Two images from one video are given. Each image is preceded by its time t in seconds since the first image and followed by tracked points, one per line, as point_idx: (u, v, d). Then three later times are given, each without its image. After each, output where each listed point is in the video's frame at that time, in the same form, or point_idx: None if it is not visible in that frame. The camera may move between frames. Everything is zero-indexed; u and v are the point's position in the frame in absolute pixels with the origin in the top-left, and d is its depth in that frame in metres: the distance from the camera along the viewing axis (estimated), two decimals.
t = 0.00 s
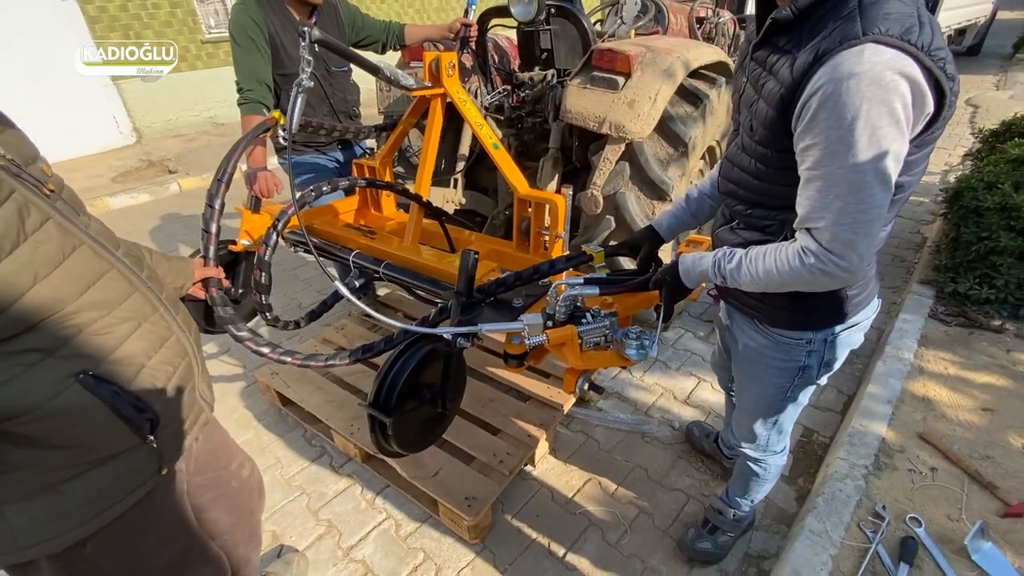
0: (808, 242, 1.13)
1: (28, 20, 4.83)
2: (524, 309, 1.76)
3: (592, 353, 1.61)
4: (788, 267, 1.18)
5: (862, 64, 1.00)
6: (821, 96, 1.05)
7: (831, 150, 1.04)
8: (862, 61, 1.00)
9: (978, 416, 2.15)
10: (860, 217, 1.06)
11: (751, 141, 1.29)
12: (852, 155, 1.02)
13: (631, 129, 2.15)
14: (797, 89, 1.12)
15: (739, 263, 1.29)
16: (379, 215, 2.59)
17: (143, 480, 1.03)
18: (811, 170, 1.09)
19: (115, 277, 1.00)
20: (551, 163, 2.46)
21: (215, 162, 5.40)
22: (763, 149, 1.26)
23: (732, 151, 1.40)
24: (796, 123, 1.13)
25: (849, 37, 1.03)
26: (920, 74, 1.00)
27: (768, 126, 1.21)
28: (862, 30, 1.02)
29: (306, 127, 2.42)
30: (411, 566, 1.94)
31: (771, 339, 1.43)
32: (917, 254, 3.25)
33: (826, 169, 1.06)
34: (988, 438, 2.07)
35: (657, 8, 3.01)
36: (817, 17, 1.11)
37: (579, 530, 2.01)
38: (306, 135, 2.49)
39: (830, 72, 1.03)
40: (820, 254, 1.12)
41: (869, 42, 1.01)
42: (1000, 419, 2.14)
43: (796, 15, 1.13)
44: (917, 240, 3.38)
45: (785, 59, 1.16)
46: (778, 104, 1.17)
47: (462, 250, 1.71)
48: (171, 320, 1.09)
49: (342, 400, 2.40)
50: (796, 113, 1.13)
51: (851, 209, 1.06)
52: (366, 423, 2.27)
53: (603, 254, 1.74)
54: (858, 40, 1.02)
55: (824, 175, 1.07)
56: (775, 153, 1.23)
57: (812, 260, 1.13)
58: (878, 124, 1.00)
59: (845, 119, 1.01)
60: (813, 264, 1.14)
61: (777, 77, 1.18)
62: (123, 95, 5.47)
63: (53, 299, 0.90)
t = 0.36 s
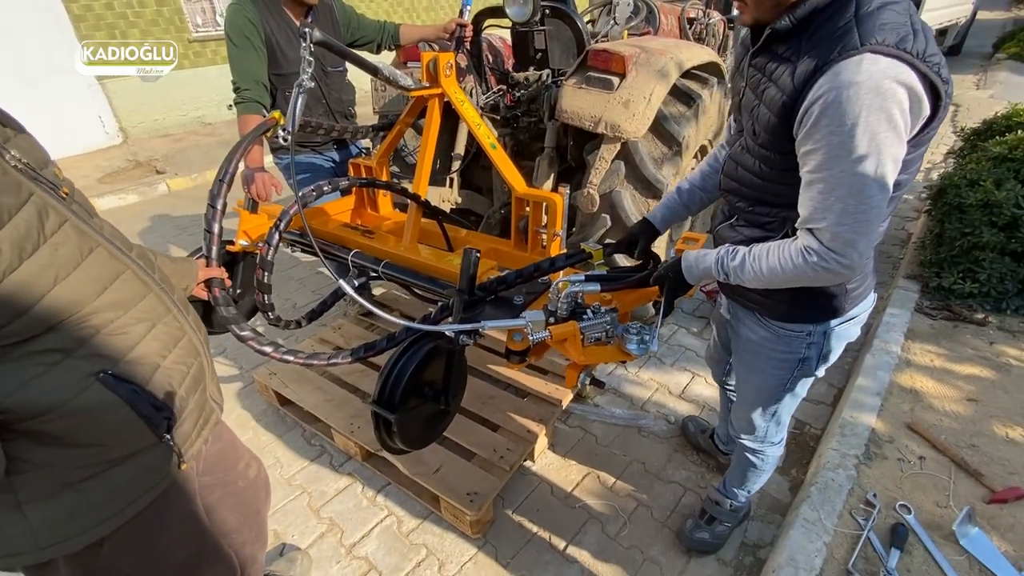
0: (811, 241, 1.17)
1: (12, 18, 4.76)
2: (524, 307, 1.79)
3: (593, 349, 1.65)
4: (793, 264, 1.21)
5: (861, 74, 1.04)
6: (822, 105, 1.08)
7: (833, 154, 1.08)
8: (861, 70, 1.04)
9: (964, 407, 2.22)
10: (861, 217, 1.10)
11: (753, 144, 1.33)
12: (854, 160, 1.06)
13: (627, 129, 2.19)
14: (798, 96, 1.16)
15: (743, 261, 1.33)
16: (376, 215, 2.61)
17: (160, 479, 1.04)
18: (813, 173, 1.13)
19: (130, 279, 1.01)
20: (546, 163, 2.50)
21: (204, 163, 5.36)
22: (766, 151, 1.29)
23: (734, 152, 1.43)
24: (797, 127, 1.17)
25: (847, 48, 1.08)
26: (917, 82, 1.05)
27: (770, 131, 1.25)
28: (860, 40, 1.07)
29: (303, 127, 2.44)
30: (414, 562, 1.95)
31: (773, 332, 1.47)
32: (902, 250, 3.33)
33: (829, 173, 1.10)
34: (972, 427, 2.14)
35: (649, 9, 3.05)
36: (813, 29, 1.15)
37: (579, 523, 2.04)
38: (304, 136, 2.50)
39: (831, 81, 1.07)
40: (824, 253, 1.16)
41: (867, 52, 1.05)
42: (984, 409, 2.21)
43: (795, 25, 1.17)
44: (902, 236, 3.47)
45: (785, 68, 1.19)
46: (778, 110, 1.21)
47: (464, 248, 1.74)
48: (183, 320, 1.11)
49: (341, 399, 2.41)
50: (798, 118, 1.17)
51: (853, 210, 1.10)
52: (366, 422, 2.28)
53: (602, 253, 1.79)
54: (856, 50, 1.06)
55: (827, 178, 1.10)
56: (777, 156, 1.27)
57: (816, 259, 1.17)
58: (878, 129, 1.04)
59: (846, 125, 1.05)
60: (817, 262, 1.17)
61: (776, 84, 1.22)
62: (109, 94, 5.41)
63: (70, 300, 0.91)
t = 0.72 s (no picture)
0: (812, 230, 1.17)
1: None
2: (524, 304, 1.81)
3: (594, 345, 1.66)
4: (800, 254, 1.21)
5: (839, 68, 1.08)
6: (807, 101, 1.12)
7: (823, 146, 1.10)
8: (837, 65, 1.08)
9: (954, 399, 2.26)
10: (861, 199, 1.11)
11: (744, 155, 1.35)
12: (846, 146, 1.08)
13: (623, 127, 2.21)
14: (783, 102, 1.19)
15: (744, 256, 1.33)
16: (373, 214, 2.62)
17: (172, 477, 1.04)
18: (808, 167, 1.15)
19: (140, 277, 1.02)
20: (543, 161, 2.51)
21: (193, 161, 5.32)
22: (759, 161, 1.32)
23: (726, 165, 1.45)
24: (789, 128, 1.19)
25: (819, 48, 1.12)
26: (894, 67, 1.08)
27: (760, 138, 1.28)
28: (830, 39, 1.11)
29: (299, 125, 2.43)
30: (415, 559, 1.96)
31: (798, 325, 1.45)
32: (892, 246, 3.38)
33: (824, 162, 1.11)
34: (961, 418, 2.18)
35: (641, 8, 3.07)
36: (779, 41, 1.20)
37: (578, 518, 2.06)
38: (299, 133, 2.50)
39: (811, 80, 1.11)
40: (828, 240, 1.16)
41: (840, 48, 1.09)
42: (973, 401, 2.25)
43: (761, 41, 1.20)
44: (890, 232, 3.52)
45: (762, 80, 1.23)
46: (768, 119, 1.24)
47: (464, 246, 1.74)
48: (191, 318, 1.12)
49: (339, 398, 2.41)
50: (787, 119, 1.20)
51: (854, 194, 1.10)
52: (365, 420, 2.29)
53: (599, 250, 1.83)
54: (829, 48, 1.10)
55: (823, 167, 1.12)
56: (772, 162, 1.29)
57: (821, 246, 1.17)
58: (866, 114, 1.06)
59: (834, 114, 1.08)
60: (821, 250, 1.17)
61: (759, 96, 1.25)
62: (96, 92, 5.34)
63: (84, 298, 0.92)
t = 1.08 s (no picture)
0: (810, 204, 1.15)
1: None
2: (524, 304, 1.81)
3: (594, 345, 1.67)
4: (800, 235, 1.18)
5: (785, 60, 1.11)
6: (765, 98, 1.13)
7: (795, 132, 1.11)
8: (782, 59, 1.11)
9: (947, 395, 2.29)
10: (845, 168, 1.11)
11: (718, 168, 1.33)
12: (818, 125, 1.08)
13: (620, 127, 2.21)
14: (746, 108, 1.19)
15: (745, 247, 1.28)
16: (369, 213, 2.62)
17: (178, 481, 1.03)
18: (784, 157, 1.15)
19: (145, 280, 1.01)
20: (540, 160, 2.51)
21: (184, 160, 5.27)
22: (738, 170, 1.29)
23: (704, 186, 1.41)
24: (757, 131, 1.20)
25: (759, 53, 1.15)
26: (830, 51, 1.13)
27: (733, 150, 1.26)
28: (765, 43, 1.15)
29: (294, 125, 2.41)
30: (416, 559, 1.96)
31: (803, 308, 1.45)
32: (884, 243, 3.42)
33: (800, 145, 1.11)
34: (954, 414, 2.21)
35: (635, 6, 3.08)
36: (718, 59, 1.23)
37: (578, 516, 2.07)
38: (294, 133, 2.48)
39: (762, 81, 1.13)
40: (825, 211, 1.14)
41: (778, 45, 1.13)
42: (966, 397, 2.28)
43: (700, 69, 1.25)
44: (883, 229, 3.55)
45: (714, 98, 1.23)
46: (735, 131, 1.23)
47: (464, 246, 1.74)
48: (195, 321, 1.11)
49: (337, 399, 2.40)
50: (750, 124, 1.20)
51: (836, 168, 1.11)
52: (363, 421, 2.28)
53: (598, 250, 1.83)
54: (768, 49, 1.14)
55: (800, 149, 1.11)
56: (752, 164, 1.27)
57: (822, 217, 1.15)
58: (825, 92, 1.08)
59: (797, 98, 1.09)
60: (822, 221, 1.15)
61: (715, 114, 1.24)
62: (84, 89, 5.27)
63: (90, 301, 0.91)
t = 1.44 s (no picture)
0: (810, 199, 1.15)
1: None
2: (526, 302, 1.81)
3: (598, 343, 1.68)
4: (797, 233, 1.19)
5: (748, 84, 1.12)
6: (736, 121, 1.14)
7: (773, 149, 1.12)
8: (745, 84, 1.12)
9: (945, 391, 2.31)
10: (829, 170, 1.12)
11: (691, 178, 1.34)
12: (794, 139, 1.09)
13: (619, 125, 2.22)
14: (718, 131, 1.20)
15: (750, 241, 1.27)
16: (370, 212, 2.62)
17: (190, 478, 1.04)
18: (768, 170, 1.16)
19: (153, 280, 1.01)
20: (540, 158, 2.52)
21: (180, 159, 5.25)
22: (718, 182, 1.31)
23: (683, 193, 1.42)
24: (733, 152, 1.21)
25: (721, 80, 1.15)
26: (787, 67, 1.14)
27: (709, 167, 1.27)
28: (727, 70, 1.15)
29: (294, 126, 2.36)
30: (419, 557, 1.97)
31: (781, 302, 1.45)
32: (882, 240, 3.44)
33: (781, 159, 1.12)
34: (952, 409, 2.23)
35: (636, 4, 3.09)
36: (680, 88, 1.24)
37: (580, 513, 2.08)
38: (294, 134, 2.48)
39: (730, 108, 1.14)
40: (824, 201, 1.15)
41: (739, 70, 1.14)
42: (963, 392, 2.31)
43: (667, 95, 1.26)
44: (879, 227, 3.58)
45: (686, 122, 1.24)
46: (706, 152, 1.24)
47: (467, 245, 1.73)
48: (202, 320, 1.11)
49: (338, 398, 2.41)
50: (725, 144, 1.21)
51: (819, 172, 1.12)
52: (365, 420, 2.28)
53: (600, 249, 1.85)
54: (730, 75, 1.14)
55: (781, 163, 1.13)
56: (733, 177, 1.28)
57: (822, 209, 1.15)
58: (794, 108, 1.09)
59: (768, 119, 1.10)
60: (822, 211, 1.16)
61: (688, 136, 1.25)
62: (78, 88, 5.23)
63: (100, 301, 0.92)
